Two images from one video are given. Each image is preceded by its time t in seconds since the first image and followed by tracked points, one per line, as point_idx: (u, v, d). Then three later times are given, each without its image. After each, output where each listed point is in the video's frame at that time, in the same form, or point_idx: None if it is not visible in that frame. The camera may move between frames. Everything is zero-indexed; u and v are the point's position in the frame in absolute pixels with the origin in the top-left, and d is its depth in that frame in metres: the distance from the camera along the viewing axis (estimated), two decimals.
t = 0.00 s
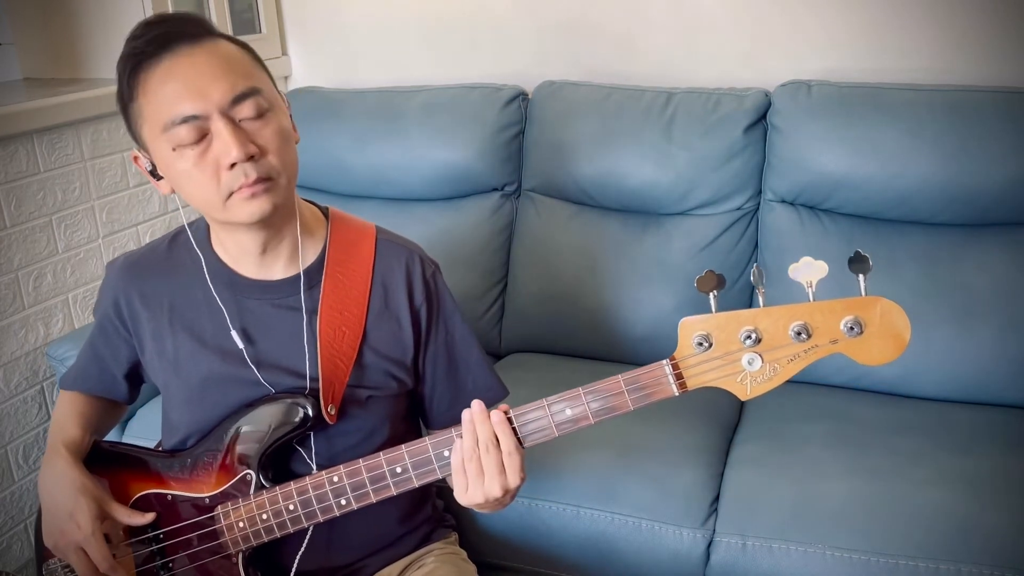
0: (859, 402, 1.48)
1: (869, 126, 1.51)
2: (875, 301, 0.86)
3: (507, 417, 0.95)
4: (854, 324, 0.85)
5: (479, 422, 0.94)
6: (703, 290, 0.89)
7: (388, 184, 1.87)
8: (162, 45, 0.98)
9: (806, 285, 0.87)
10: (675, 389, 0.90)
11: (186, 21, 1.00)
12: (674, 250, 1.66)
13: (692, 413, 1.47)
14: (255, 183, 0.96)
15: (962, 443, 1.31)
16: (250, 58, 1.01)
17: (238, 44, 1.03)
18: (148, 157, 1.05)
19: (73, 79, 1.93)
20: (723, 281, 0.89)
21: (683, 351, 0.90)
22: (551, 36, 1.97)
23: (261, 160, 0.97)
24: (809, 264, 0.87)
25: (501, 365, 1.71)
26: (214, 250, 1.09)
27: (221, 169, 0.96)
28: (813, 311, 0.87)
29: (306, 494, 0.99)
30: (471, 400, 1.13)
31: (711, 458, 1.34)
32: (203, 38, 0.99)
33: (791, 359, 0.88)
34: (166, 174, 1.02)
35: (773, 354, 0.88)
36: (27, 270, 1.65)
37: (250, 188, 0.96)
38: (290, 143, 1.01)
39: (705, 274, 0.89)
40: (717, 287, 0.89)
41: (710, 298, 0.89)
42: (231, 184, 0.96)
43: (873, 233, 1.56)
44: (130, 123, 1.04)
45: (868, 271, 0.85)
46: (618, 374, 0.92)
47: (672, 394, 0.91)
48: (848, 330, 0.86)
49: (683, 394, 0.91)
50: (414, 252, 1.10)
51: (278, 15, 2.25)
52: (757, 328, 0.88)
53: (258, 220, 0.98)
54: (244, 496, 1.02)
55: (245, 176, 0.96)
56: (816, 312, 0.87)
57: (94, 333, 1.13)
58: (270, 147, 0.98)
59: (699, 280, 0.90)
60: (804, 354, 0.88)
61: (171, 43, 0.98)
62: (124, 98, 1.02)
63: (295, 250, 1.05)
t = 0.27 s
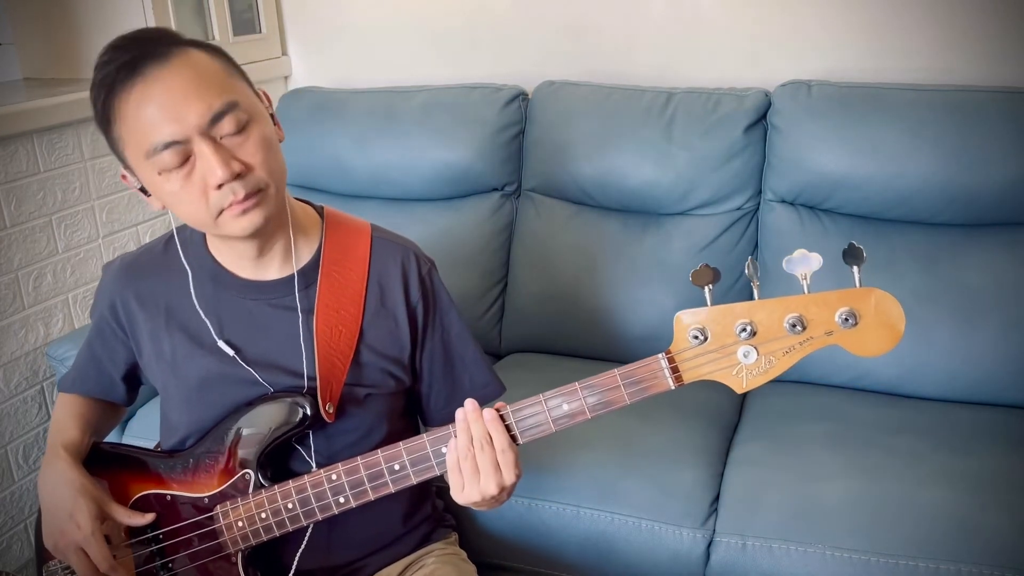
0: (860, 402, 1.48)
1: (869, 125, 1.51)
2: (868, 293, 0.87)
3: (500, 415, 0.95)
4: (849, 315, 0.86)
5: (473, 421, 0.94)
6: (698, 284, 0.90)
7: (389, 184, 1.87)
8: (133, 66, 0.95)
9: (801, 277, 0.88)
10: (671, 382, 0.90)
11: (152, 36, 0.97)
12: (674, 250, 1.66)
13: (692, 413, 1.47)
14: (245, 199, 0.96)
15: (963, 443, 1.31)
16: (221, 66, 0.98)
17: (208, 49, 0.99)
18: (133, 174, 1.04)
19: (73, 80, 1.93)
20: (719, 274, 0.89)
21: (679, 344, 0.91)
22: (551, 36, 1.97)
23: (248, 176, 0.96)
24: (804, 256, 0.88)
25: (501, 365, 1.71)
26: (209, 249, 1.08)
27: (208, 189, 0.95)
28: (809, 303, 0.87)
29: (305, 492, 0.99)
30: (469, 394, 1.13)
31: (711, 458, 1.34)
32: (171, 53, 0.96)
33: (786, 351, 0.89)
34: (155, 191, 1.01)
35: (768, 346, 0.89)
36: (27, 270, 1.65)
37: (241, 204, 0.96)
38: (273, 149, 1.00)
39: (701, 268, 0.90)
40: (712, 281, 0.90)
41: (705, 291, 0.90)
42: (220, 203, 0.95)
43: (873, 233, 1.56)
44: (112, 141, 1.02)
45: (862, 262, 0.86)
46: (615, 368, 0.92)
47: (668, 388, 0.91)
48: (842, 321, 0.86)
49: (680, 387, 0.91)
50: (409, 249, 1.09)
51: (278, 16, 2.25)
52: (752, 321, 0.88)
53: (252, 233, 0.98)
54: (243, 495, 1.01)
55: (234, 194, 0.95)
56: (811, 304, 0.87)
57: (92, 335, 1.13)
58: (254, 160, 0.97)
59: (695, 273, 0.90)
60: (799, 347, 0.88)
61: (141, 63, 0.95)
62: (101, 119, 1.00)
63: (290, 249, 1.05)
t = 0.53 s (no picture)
0: (860, 402, 1.48)
1: (869, 126, 1.51)
2: (865, 291, 0.86)
3: (495, 415, 0.95)
4: (845, 314, 0.86)
5: (468, 423, 0.94)
6: (694, 283, 0.90)
7: (389, 184, 1.87)
8: (129, 76, 0.94)
9: (798, 276, 0.88)
10: (667, 382, 0.90)
11: (148, 45, 0.96)
12: (673, 250, 1.66)
13: (692, 413, 1.47)
14: (242, 208, 0.96)
15: (963, 443, 1.31)
16: (218, 74, 0.98)
17: (205, 56, 0.99)
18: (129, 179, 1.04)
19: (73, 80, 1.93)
20: (714, 273, 0.89)
21: (674, 344, 0.91)
22: (551, 36, 1.97)
23: (245, 185, 0.96)
24: (800, 255, 0.88)
25: (501, 365, 1.71)
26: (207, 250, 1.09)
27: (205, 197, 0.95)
28: (805, 302, 0.87)
29: (301, 493, 0.99)
30: (466, 395, 1.13)
31: (711, 458, 1.34)
32: (167, 61, 0.95)
33: (782, 350, 0.88)
34: (152, 199, 1.01)
35: (764, 346, 0.89)
36: (27, 270, 1.65)
37: (238, 213, 0.96)
38: (270, 156, 1.00)
39: (696, 267, 0.90)
40: (707, 280, 0.89)
41: (700, 291, 0.90)
42: (217, 212, 0.95)
43: (873, 233, 1.56)
44: (108, 147, 1.02)
45: (858, 260, 0.86)
46: (610, 368, 0.92)
47: (664, 388, 0.91)
48: (839, 320, 0.86)
49: (675, 387, 0.91)
50: (407, 249, 1.10)
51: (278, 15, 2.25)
52: (747, 320, 0.88)
53: (248, 240, 0.98)
54: (241, 496, 1.02)
55: (231, 204, 0.95)
56: (807, 302, 0.87)
57: (90, 337, 1.13)
58: (250, 169, 0.97)
59: (689, 271, 0.90)
60: (796, 346, 0.88)
61: (138, 73, 0.94)
62: (97, 124, 1.00)
63: (285, 251, 1.05)
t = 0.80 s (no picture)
0: (860, 402, 1.48)
1: (869, 126, 1.51)
2: (870, 299, 0.86)
3: (497, 419, 0.95)
4: (849, 321, 0.85)
5: (469, 427, 0.94)
6: (698, 288, 0.90)
7: (388, 184, 1.87)
8: (148, 57, 0.95)
9: (802, 282, 0.88)
10: (670, 387, 0.91)
11: (170, 29, 0.97)
12: (673, 250, 1.66)
13: (692, 413, 1.47)
14: (251, 193, 0.96)
15: (963, 443, 1.31)
16: (237, 63, 0.99)
17: (225, 47, 1.00)
18: (139, 166, 1.04)
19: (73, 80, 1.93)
20: (718, 279, 0.89)
21: (678, 349, 0.91)
22: (551, 36, 1.97)
23: (255, 170, 0.96)
24: (804, 262, 0.88)
25: (501, 365, 1.71)
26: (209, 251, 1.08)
27: (214, 180, 0.95)
28: (809, 309, 0.87)
29: (303, 494, 0.99)
30: (465, 399, 1.13)
31: (711, 458, 1.34)
32: (187, 47, 0.96)
33: (786, 357, 0.88)
34: (160, 183, 1.01)
35: (768, 351, 0.89)
36: (27, 270, 1.65)
37: (245, 198, 0.96)
38: (282, 147, 1.00)
39: (701, 272, 0.89)
40: (712, 285, 0.89)
41: (705, 296, 0.89)
42: (225, 195, 0.95)
43: (873, 233, 1.56)
44: (120, 132, 1.02)
45: (863, 268, 0.86)
46: (614, 372, 0.92)
47: (667, 393, 0.92)
48: (843, 327, 0.86)
49: (679, 392, 0.91)
50: (410, 252, 1.10)
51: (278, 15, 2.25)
52: (752, 326, 0.88)
53: (254, 228, 0.98)
54: (242, 497, 1.02)
55: (240, 188, 0.95)
56: (811, 309, 0.87)
57: (91, 335, 1.13)
58: (262, 156, 0.97)
59: (694, 277, 0.90)
60: (800, 352, 0.88)
61: (156, 54, 0.95)
62: (112, 109, 1.01)
63: (291, 249, 1.05)
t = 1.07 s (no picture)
0: (860, 402, 1.48)
1: (869, 126, 1.51)
2: (883, 316, 0.86)
3: (507, 427, 0.95)
4: (862, 338, 0.85)
5: (479, 434, 0.94)
6: (711, 301, 0.89)
7: (389, 184, 1.87)
8: (196, 45, 0.96)
9: (815, 298, 0.87)
10: (681, 399, 0.90)
11: (220, 24, 0.98)
12: (673, 250, 1.66)
13: (692, 413, 1.47)
14: (280, 191, 0.96)
15: (962, 443, 1.31)
16: (280, 65, 1.00)
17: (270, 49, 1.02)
18: (163, 151, 1.03)
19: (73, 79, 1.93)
20: (730, 291, 0.88)
21: (690, 361, 0.90)
22: (551, 36, 1.97)
23: (288, 168, 0.96)
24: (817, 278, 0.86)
25: (501, 365, 1.71)
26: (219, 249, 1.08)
27: (247, 174, 0.95)
28: (822, 324, 0.87)
29: (309, 497, 1.00)
30: (470, 404, 1.13)
31: (711, 458, 1.34)
32: (237, 42, 0.97)
33: (797, 372, 0.88)
34: (183, 170, 1.00)
35: (780, 366, 0.88)
36: (27, 270, 1.65)
37: (274, 195, 0.96)
38: (314, 152, 1.01)
39: (714, 285, 0.89)
40: (723, 298, 0.88)
41: (716, 309, 0.89)
42: (255, 189, 0.95)
43: (873, 234, 1.56)
44: (149, 116, 1.01)
45: (876, 286, 0.85)
46: (626, 383, 0.91)
47: (678, 405, 0.91)
48: (855, 344, 0.85)
49: (690, 404, 0.91)
50: (418, 256, 1.10)
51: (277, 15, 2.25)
52: (764, 340, 0.88)
53: (276, 225, 0.97)
54: (247, 497, 1.02)
55: (272, 184, 0.95)
56: (824, 325, 0.86)
57: (96, 331, 1.13)
58: (295, 156, 0.98)
59: (706, 290, 0.89)
60: (811, 367, 0.88)
61: (205, 45, 0.96)
62: (146, 91, 1.00)
63: (304, 251, 1.05)
